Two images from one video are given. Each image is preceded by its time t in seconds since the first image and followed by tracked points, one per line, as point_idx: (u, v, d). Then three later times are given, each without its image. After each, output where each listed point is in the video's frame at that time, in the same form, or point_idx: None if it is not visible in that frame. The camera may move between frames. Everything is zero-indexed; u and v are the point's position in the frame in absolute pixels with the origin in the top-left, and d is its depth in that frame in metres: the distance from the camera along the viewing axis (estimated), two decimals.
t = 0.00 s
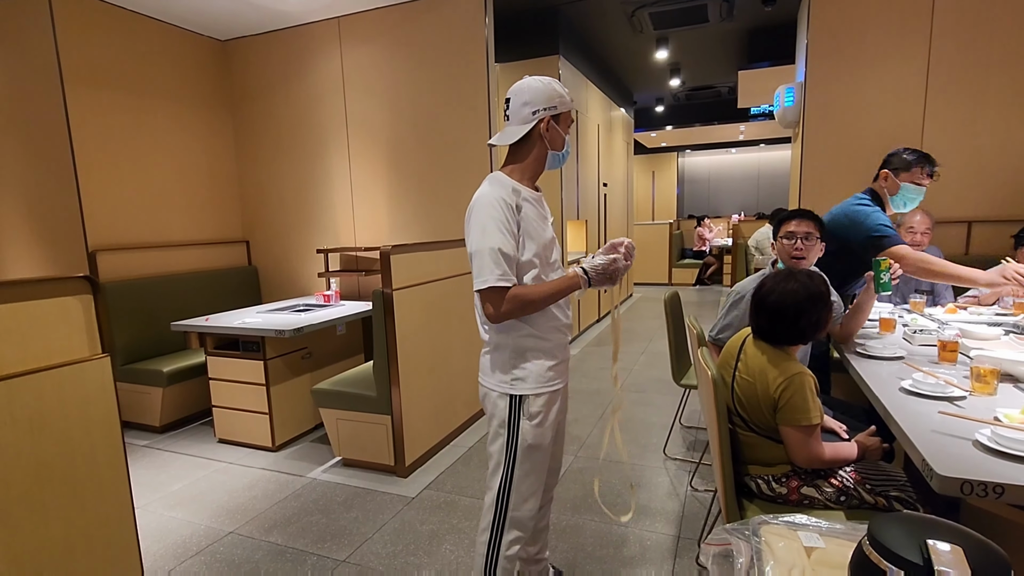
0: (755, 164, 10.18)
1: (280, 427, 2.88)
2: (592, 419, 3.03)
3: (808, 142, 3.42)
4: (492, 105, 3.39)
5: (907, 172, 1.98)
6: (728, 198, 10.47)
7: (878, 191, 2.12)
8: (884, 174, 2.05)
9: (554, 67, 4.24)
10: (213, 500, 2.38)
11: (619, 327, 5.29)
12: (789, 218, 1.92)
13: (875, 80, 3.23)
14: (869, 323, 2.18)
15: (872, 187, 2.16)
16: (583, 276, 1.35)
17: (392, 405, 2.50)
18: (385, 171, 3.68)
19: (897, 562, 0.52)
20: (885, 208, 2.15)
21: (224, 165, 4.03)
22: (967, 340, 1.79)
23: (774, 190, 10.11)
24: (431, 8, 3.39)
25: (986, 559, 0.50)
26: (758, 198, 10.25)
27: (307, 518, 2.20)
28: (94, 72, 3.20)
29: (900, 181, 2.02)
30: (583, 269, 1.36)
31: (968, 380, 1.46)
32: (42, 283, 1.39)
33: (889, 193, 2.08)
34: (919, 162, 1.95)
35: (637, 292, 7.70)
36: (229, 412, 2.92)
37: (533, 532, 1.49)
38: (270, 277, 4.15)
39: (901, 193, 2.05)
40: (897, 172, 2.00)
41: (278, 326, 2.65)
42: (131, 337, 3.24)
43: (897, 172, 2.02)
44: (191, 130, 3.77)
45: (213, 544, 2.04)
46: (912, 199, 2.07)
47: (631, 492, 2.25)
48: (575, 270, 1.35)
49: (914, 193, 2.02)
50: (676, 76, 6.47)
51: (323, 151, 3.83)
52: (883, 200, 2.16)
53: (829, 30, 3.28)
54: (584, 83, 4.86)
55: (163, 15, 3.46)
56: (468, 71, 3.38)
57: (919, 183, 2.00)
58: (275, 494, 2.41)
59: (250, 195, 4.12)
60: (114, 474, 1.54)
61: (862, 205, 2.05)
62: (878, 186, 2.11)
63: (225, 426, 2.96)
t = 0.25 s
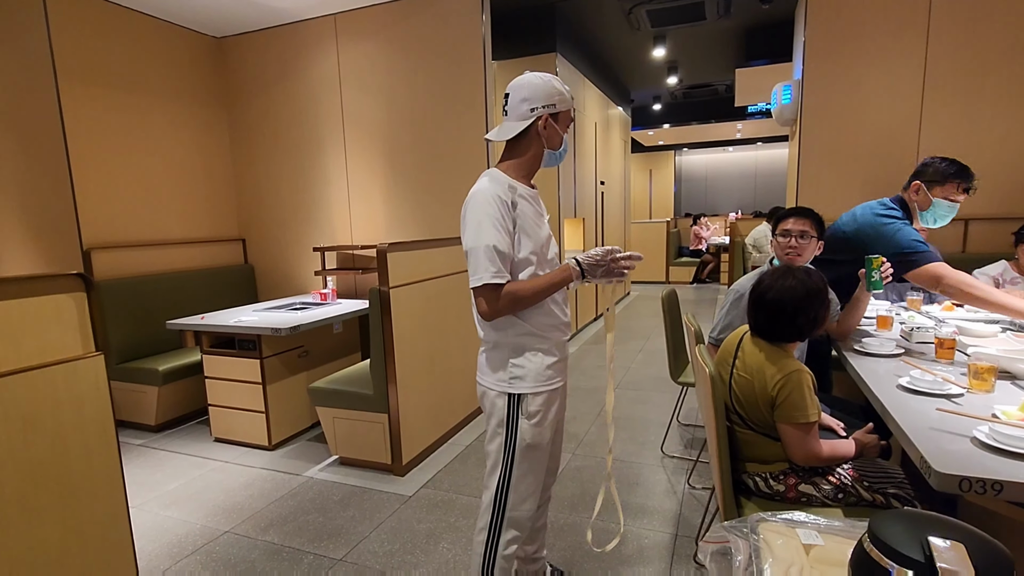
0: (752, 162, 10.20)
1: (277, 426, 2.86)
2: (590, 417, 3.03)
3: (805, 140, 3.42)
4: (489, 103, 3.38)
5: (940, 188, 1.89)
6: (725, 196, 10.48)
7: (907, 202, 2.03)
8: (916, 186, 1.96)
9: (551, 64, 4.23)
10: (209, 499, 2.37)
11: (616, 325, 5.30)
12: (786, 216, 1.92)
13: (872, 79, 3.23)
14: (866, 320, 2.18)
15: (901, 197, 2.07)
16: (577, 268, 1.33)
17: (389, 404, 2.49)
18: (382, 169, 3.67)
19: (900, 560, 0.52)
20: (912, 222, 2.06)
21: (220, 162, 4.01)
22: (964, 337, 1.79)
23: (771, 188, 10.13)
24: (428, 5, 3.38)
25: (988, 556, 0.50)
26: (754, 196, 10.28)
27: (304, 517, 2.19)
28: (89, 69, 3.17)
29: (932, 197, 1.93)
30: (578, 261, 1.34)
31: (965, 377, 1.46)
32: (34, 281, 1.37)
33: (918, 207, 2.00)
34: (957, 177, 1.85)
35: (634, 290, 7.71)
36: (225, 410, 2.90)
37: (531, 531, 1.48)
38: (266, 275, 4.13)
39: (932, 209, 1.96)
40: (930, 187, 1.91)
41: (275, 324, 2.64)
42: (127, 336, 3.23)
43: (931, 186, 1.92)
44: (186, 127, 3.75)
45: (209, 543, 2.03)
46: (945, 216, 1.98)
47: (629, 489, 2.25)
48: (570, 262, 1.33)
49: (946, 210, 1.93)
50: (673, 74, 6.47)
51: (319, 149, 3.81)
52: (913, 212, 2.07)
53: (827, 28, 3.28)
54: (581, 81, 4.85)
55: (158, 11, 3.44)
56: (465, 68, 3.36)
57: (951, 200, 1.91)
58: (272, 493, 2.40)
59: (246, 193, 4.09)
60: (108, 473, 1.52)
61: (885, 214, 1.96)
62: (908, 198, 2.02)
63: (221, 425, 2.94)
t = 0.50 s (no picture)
0: (748, 162, 10.23)
1: (272, 426, 2.85)
2: (586, 417, 3.03)
3: (801, 140, 3.43)
4: (485, 102, 3.37)
5: (950, 203, 1.78)
6: (721, 196, 10.51)
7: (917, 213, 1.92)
8: (926, 199, 1.84)
9: (548, 63, 4.22)
10: (204, 500, 2.36)
11: (613, 324, 5.31)
12: (783, 214, 1.92)
13: (867, 78, 3.24)
14: (862, 319, 2.19)
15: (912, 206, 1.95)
16: (573, 265, 1.31)
17: (385, 404, 2.48)
18: (378, 168, 3.65)
19: (893, 561, 0.52)
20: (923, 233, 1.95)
21: (215, 162, 3.99)
22: (958, 337, 1.79)
23: (767, 188, 10.15)
24: (423, 4, 3.37)
25: (980, 557, 0.50)
26: (750, 196, 10.31)
27: (299, 518, 2.18)
28: (82, 67, 3.15)
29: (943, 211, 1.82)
30: (574, 255, 1.31)
31: (960, 376, 1.47)
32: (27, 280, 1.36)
33: (929, 220, 1.89)
34: (971, 190, 1.72)
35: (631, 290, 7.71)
36: (220, 411, 2.89)
37: (526, 532, 1.48)
38: (262, 275, 4.12)
39: (945, 222, 1.84)
40: (942, 202, 1.80)
41: (270, 324, 2.62)
42: (121, 336, 3.21)
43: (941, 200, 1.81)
44: (181, 126, 3.73)
45: (204, 544, 2.02)
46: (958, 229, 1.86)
47: (625, 489, 2.25)
48: (566, 257, 1.31)
49: (959, 224, 1.82)
50: (669, 74, 6.47)
51: (315, 148, 3.80)
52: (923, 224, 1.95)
53: (822, 29, 3.29)
54: (577, 80, 4.85)
55: (153, 10, 3.42)
56: (461, 66, 3.35)
57: (964, 214, 1.79)
58: (267, 494, 2.39)
59: (242, 192, 4.08)
60: (100, 476, 1.51)
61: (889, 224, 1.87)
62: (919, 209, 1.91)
63: (216, 425, 2.93)
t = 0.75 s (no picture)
0: (745, 162, 10.25)
1: (269, 426, 2.84)
2: (583, 416, 3.03)
3: (797, 140, 3.44)
4: (481, 101, 3.37)
5: (950, 203, 1.80)
6: (718, 195, 10.52)
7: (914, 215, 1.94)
8: (925, 200, 1.85)
9: (545, 63, 4.22)
10: (200, 500, 2.34)
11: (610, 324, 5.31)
12: (781, 213, 1.93)
13: (863, 78, 3.25)
14: (858, 318, 2.19)
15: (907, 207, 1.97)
16: (561, 267, 1.27)
17: (382, 403, 2.47)
18: (375, 167, 3.64)
19: (888, 559, 0.52)
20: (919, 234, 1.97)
21: (211, 161, 3.97)
22: (954, 335, 1.80)
23: (764, 187, 10.17)
24: (420, 3, 3.36)
25: (975, 555, 0.50)
26: (747, 195, 10.33)
27: (296, 518, 2.17)
28: (77, 67, 3.13)
29: (941, 211, 1.84)
30: (564, 256, 1.27)
31: (955, 375, 1.47)
32: (20, 280, 1.35)
33: (925, 221, 1.91)
34: (969, 193, 1.75)
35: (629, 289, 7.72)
36: (216, 411, 2.88)
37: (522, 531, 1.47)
38: (258, 274, 4.10)
39: (941, 222, 1.87)
40: (942, 204, 1.82)
41: (266, 324, 2.61)
42: (117, 337, 3.19)
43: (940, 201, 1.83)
44: (177, 126, 3.71)
45: (200, 545, 2.01)
46: (956, 229, 1.89)
47: (622, 488, 2.24)
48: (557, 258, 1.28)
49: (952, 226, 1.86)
50: (666, 74, 6.48)
51: (311, 147, 3.79)
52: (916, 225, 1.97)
53: (818, 29, 3.29)
54: (574, 79, 4.84)
55: (148, 9, 3.40)
56: (458, 65, 3.35)
57: (960, 215, 1.82)
58: (263, 494, 2.38)
59: (238, 192, 4.06)
60: (94, 477, 1.50)
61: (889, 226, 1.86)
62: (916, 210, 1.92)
63: (212, 426, 2.92)
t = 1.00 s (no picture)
0: (743, 162, 10.27)
1: (267, 427, 2.84)
2: (581, 416, 3.03)
3: (794, 140, 3.45)
4: (479, 102, 3.37)
5: (938, 193, 1.90)
6: (716, 195, 10.54)
7: (899, 203, 2.01)
8: (916, 188, 1.92)
9: (542, 63, 4.23)
10: (198, 501, 2.34)
11: (608, 324, 5.31)
12: (780, 214, 1.93)
13: (860, 79, 3.25)
14: (855, 318, 2.20)
15: (891, 195, 2.03)
16: (541, 274, 1.27)
17: (380, 404, 2.47)
18: (373, 168, 3.64)
19: (884, 559, 0.52)
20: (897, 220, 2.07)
21: (209, 162, 3.97)
22: (950, 335, 1.81)
23: (761, 187, 10.19)
24: (418, 4, 3.36)
25: (970, 554, 0.50)
26: (745, 195, 10.35)
27: (294, 519, 2.17)
28: (74, 67, 3.12)
29: (928, 201, 1.93)
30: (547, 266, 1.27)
31: (952, 374, 1.48)
32: (16, 281, 1.35)
33: (909, 208, 1.99)
34: (953, 185, 1.86)
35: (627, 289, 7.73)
36: (214, 412, 2.87)
37: (519, 530, 1.47)
38: (256, 275, 4.09)
39: (921, 210, 1.99)
40: (931, 194, 1.90)
41: (264, 325, 2.61)
42: (114, 338, 3.18)
43: (929, 190, 1.92)
44: (174, 127, 3.70)
45: (198, 546, 2.00)
46: (926, 216, 2.04)
47: (620, 488, 2.24)
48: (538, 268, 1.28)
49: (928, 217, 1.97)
50: (663, 74, 6.49)
51: (309, 148, 3.78)
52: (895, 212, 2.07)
53: (815, 29, 3.30)
54: (572, 80, 4.85)
55: (145, 10, 3.40)
56: (456, 66, 3.35)
57: (938, 204, 1.95)
58: (261, 495, 2.38)
59: (236, 192, 4.05)
60: (91, 479, 1.49)
61: (880, 215, 1.91)
62: (902, 199, 1.99)
63: (210, 427, 2.91)
